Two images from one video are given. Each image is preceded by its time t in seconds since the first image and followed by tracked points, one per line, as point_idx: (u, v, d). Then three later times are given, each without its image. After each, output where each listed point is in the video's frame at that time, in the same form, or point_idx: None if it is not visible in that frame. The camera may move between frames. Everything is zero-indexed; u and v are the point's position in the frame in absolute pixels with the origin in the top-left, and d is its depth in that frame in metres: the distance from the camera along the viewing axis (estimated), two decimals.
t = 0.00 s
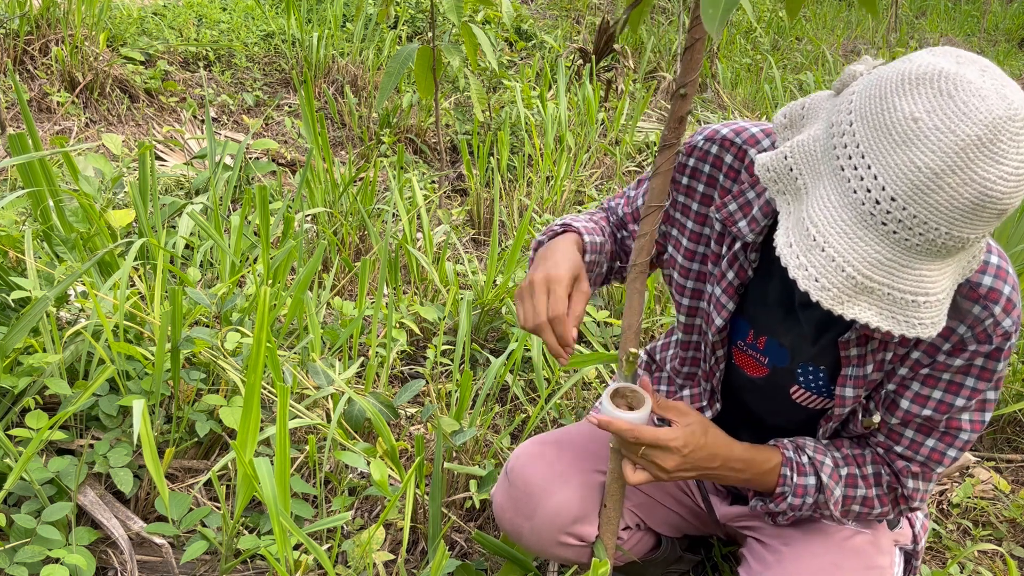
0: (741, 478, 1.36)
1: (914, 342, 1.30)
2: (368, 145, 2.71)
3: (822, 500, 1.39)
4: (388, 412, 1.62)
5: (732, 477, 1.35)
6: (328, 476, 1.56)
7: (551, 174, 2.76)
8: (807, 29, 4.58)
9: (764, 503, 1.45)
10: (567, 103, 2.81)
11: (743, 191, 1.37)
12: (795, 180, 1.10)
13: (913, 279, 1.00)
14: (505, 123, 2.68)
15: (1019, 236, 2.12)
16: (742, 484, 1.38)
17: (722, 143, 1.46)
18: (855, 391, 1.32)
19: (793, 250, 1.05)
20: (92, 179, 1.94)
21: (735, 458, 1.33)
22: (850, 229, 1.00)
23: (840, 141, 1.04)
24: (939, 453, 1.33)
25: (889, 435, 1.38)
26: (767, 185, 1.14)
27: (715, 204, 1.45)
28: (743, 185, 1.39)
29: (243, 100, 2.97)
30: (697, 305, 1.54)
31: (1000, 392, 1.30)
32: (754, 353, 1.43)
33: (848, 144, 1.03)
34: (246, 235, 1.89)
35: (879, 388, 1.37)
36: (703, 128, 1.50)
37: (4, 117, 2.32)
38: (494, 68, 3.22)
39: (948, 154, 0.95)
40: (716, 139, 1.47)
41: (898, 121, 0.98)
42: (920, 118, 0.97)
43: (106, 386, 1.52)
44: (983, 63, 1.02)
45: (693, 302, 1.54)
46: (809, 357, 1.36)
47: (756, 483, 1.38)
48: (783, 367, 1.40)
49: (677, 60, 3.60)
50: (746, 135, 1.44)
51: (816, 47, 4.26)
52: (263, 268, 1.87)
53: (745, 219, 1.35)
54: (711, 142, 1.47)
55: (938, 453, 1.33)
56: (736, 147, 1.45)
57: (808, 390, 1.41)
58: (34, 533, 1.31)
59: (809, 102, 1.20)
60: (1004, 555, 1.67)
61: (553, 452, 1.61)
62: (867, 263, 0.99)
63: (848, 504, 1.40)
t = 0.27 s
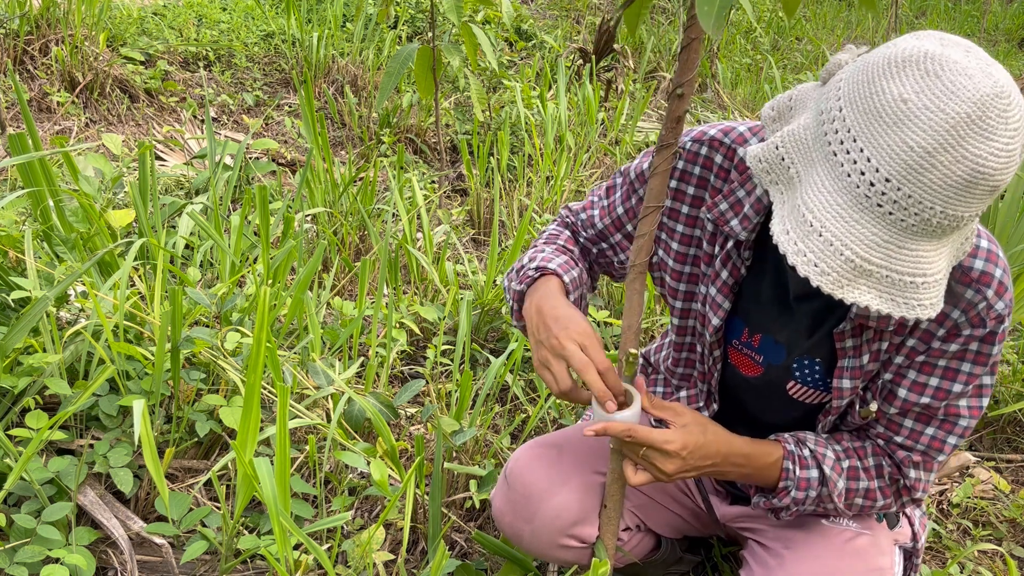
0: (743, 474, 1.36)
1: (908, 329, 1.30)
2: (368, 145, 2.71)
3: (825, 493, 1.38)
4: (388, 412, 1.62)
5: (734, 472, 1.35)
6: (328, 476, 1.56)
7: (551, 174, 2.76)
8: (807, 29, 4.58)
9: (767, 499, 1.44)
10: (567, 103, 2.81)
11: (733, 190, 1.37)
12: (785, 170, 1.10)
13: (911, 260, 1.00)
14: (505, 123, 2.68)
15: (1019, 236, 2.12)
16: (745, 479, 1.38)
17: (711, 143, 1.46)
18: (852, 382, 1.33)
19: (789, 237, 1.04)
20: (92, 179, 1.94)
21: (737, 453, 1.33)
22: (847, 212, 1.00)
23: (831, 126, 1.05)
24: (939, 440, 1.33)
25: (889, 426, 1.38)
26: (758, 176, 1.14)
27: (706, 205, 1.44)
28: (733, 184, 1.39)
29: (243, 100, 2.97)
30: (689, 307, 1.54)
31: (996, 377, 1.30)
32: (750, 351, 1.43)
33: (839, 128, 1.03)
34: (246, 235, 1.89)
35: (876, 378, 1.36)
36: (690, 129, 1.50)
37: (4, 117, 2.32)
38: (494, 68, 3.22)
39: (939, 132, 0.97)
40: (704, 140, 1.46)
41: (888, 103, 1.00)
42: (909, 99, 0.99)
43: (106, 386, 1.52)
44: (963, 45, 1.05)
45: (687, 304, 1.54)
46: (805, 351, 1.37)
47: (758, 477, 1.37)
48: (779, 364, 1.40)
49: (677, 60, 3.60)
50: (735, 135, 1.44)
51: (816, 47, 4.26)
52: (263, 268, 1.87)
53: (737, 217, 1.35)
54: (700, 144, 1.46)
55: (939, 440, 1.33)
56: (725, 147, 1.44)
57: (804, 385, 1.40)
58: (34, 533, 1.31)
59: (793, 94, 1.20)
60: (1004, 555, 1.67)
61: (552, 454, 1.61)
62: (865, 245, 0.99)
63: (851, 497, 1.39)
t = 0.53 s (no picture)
0: (747, 448, 1.36)
1: (905, 326, 1.29)
2: (368, 145, 2.71)
3: (826, 473, 1.38)
4: (388, 412, 1.62)
5: (737, 447, 1.35)
6: (328, 476, 1.56)
7: (551, 174, 2.76)
8: (807, 29, 4.58)
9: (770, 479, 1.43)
10: (567, 103, 2.81)
11: (726, 191, 1.37)
12: (772, 171, 1.11)
13: (897, 258, 1.00)
14: (505, 123, 2.68)
15: (1019, 236, 2.12)
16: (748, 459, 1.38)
17: (703, 145, 1.46)
18: (853, 376, 1.33)
19: (776, 238, 1.04)
20: (92, 178, 1.94)
21: (740, 427, 1.34)
22: (832, 212, 1.00)
23: (815, 128, 1.05)
24: (941, 432, 1.33)
25: (892, 418, 1.37)
26: (745, 178, 1.14)
27: (699, 207, 1.45)
28: (725, 185, 1.39)
29: (243, 100, 2.97)
30: (688, 309, 1.54)
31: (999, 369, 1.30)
32: (747, 351, 1.43)
33: (823, 129, 1.04)
34: (246, 235, 1.89)
35: (878, 372, 1.37)
36: (682, 132, 1.50)
37: (4, 117, 2.32)
38: (494, 68, 3.22)
39: (920, 131, 0.97)
40: (696, 142, 1.47)
41: (869, 104, 1.00)
42: (890, 99, 0.99)
43: (105, 386, 1.52)
44: (943, 43, 1.05)
45: (685, 307, 1.54)
46: (801, 350, 1.36)
47: (760, 455, 1.37)
48: (776, 363, 1.40)
49: (677, 61, 3.60)
50: (726, 137, 1.44)
51: (817, 48, 4.26)
52: (263, 268, 1.87)
53: (730, 218, 1.35)
54: (692, 146, 1.47)
55: (941, 431, 1.33)
56: (717, 149, 1.45)
57: (802, 383, 1.41)
58: (34, 533, 1.31)
59: (781, 95, 1.21)
60: (1005, 555, 1.67)
61: (549, 453, 1.61)
62: (851, 244, 0.99)
63: (853, 481, 1.39)
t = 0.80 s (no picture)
0: (721, 441, 1.36)
1: (899, 331, 1.29)
2: (368, 145, 2.71)
3: (795, 470, 1.40)
4: (388, 412, 1.62)
5: (713, 439, 1.36)
6: (328, 476, 1.56)
7: (551, 174, 2.76)
8: (807, 29, 4.58)
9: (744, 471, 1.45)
10: (567, 103, 2.81)
11: (730, 189, 1.38)
12: (770, 174, 1.11)
13: (888, 266, 1.00)
14: (505, 123, 2.67)
15: (1019, 236, 2.12)
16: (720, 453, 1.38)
17: (710, 142, 1.47)
18: (841, 378, 1.34)
19: (769, 242, 1.05)
20: (92, 178, 1.94)
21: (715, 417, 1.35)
22: (824, 219, 1.00)
23: (811, 134, 1.05)
24: (920, 436, 1.34)
25: (874, 421, 1.39)
26: (744, 180, 1.15)
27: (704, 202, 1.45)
28: (729, 183, 1.40)
29: (243, 100, 2.97)
30: (688, 305, 1.53)
31: (987, 379, 1.29)
32: (745, 349, 1.43)
33: (818, 136, 1.04)
34: (246, 235, 1.89)
35: (867, 375, 1.37)
36: (690, 129, 1.51)
37: (4, 118, 2.32)
38: (494, 68, 3.22)
39: (913, 142, 0.96)
40: (703, 139, 1.47)
41: (864, 113, 1.00)
42: (884, 109, 0.99)
43: (105, 386, 1.52)
44: (943, 53, 1.04)
45: (684, 302, 1.53)
46: (797, 350, 1.37)
47: (733, 448, 1.38)
48: (773, 362, 1.41)
49: (677, 61, 3.60)
50: (732, 135, 1.45)
51: (817, 48, 4.26)
52: (263, 268, 1.88)
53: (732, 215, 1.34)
54: (699, 143, 1.48)
55: (920, 436, 1.34)
56: (723, 147, 1.46)
57: (797, 384, 1.42)
58: (34, 533, 1.31)
59: (782, 98, 1.21)
60: (1004, 555, 1.67)
61: (551, 448, 1.61)
62: (841, 252, 0.99)
63: (827, 481, 1.42)
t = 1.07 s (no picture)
0: (715, 443, 1.37)
1: (906, 338, 1.29)
2: (368, 145, 2.71)
3: (788, 475, 1.40)
4: (388, 412, 1.62)
5: (708, 441, 1.36)
6: (328, 476, 1.56)
7: (551, 174, 2.76)
8: (807, 29, 4.58)
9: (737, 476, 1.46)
10: (567, 103, 2.81)
11: (744, 187, 1.38)
12: (787, 171, 1.12)
13: (900, 270, 1.00)
14: (505, 123, 2.67)
15: (1019, 236, 2.12)
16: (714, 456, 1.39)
17: (727, 140, 1.46)
18: (845, 382, 1.34)
19: (782, 239, 1.06)
20: (92, 178, 1.94)
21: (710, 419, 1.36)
22: (837, 218, 1.01)
23: (831, 133, 1.05)
24: (920, 444, 1.34)
25: (875, 428, 1.39)
26: (761, 176, 1.16)
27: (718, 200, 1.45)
28: (745, 181, 1.39)
29: (243, 100, 2.97)
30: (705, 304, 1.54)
31: (990, 390, 1.29)
32: (752, 348, 1.43)
33: (838, 135, 1.04)
34: (246, 235, 1.89)
35: (872, 381, 1.38)
36: (709, 127, 1.51)
37: (4, 118, 2.32)
38: (495, 68, 3.22)
39: (933, 145, 0.96)
40: (721, 136, 1.47)
41: (885, 114, 0.99)
42: (906, 110, 0.98)
43: (106, 386, 1.52)
44: (972, 59, 1.03)
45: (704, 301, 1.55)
46: (805, 352, 1.36)
47: (727, 450, 1.39)
48: (780, 362, 1.40)
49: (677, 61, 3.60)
50: (750, 132, 1.45)
51: (816, 47, 4.26)
52: (263, 268, 1.87)
53: (747, 213, 1.35)
54: (717, 140, 1.47)
55: (920, 444, 1.34)
56: (741, 144, 1.45)
57: (802, 385, 1.41)
58: (34, 533, 1.31)
59: (805, 96, 1.21)
60: (1004, 555, 1.67)
61: (551, 444, 1.61)
62: (853, 252, 1.00)
63: (821, 487, 1.41)
